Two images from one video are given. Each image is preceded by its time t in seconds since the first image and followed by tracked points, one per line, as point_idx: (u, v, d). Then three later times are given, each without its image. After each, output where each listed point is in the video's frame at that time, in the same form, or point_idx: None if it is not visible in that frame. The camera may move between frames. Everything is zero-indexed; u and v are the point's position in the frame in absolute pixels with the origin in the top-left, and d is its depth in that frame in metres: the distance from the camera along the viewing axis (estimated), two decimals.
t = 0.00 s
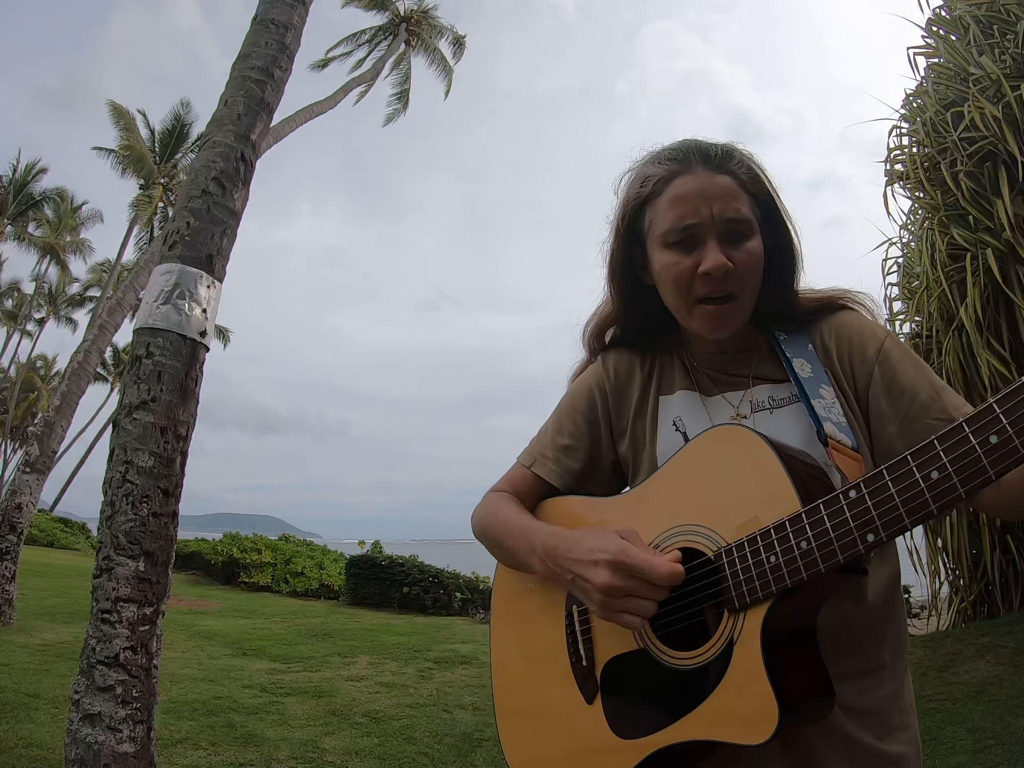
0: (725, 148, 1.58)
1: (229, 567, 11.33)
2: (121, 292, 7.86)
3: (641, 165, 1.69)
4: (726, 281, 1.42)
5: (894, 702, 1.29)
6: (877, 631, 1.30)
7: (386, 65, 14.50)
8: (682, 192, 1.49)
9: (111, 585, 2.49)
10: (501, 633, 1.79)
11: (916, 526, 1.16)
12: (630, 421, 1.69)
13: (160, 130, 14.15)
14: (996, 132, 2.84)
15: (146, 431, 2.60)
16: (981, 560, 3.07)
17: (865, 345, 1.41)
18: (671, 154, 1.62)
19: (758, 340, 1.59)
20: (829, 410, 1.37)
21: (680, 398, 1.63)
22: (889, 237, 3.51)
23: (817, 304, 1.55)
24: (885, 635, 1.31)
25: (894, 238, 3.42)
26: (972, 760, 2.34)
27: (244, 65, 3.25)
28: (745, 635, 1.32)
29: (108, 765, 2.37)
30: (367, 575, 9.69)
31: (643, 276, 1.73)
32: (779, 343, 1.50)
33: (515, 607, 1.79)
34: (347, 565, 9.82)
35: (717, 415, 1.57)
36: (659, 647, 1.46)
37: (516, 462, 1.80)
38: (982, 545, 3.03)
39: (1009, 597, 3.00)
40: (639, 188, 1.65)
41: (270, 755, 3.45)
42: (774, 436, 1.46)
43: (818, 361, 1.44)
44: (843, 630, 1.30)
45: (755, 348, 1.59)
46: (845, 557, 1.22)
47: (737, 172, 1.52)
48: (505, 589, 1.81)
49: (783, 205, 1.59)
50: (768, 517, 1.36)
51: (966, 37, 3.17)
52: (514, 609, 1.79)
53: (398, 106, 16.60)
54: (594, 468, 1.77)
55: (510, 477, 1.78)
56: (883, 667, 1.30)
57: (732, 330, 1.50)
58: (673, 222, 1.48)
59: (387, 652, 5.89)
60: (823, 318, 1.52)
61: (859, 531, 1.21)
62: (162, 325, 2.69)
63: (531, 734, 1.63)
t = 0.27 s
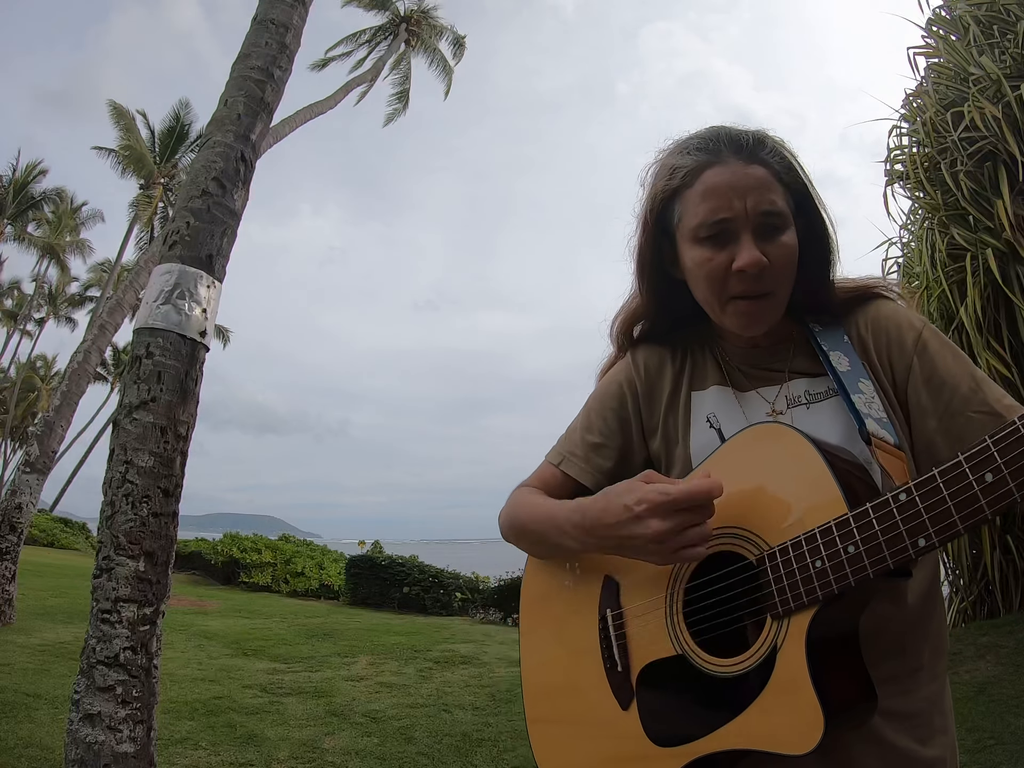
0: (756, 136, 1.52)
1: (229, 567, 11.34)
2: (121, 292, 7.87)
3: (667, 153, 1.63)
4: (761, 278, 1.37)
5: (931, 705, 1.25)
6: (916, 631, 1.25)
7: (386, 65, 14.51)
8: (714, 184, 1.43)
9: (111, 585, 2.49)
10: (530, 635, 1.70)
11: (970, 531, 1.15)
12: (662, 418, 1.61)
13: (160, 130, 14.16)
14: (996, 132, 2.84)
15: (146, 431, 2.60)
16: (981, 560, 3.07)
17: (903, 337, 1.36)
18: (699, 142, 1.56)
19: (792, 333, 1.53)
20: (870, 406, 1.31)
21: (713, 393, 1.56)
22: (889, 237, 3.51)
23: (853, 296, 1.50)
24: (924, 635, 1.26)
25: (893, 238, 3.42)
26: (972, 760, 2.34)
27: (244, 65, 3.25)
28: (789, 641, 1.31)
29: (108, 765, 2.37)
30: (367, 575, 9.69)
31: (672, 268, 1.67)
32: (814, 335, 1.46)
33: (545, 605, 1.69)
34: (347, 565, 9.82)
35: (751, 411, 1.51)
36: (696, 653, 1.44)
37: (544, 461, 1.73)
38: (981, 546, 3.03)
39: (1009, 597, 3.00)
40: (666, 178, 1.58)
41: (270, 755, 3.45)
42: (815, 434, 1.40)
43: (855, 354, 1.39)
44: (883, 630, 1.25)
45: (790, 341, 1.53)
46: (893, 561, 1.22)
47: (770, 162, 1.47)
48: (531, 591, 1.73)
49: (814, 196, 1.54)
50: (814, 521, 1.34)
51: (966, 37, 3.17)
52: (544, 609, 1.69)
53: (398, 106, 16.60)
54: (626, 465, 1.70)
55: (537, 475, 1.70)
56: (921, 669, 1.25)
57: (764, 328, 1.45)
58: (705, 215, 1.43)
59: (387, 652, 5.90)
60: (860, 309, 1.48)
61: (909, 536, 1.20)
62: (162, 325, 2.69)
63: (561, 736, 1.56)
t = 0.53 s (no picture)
0: (765, 129, 1.56)
1: (229, 567, 11.33)
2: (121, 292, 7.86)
3: (679, 154, 1.67)
4: (786, 263, 1.39)
5: (953, 706, 1.27)
6: (940, 632, 1.28)
7: (386, 66, 14.51)
8: (730, 175, 1.46)
9: (111, 586, 2.49)
10: (549, 636, 1.72)
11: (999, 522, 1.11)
12: (682, 415, 1.64)
13: (160, 130, 14.15)
14: (996, 132, 2.84)
15: (146, 431, 2.60)
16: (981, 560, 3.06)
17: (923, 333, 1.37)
18: (711, 140, 1.60)
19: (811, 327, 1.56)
20: (891, 402, 1.33)
21: (734, 391, 1.58)
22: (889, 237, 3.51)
23: (870, 289, 1.53)
24: (948, 637, 1.28)
25: (893, 238, 3.42)
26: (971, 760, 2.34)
27: (244, 65, 3.25)
28: (814, 640, 1.28)
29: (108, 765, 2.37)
30: (367, 575, 9.69)
31: (689, 268, 1.70)
32: (832, 331, 1.48)
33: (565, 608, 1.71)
34: (347, 565, 9.82)
35: (771, 409, 1.53)
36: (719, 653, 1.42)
37: (564, 461, 1.76)
38: (982, 546, 3.01)
39: (1008, 598, 2.98)
40: (680, 176, 1.61)
41: (271, 755, 3.45)
42: (838, 430, 1.41)
43: (875, 351, 1.41)
44: (907, 630, 1.28)
45: (808, 337, 1.56)
46: (922, 553, 1.18)
47: (781, 153, 1.51)
48: (552, 591, 1.75)
49: (824, 186, 1.59)
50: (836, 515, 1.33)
51: (966, 37, 3.17)
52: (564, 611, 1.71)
53: (397, 106, 16.59)
54: (647, 465, 1.72)
55: (558, 476, 1.74)
56: (944, 671, 1.28)
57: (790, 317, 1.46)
58: (724, 206, 1.45)
59: (387, 652, 5.89)
60: (876, 303, 1.50)
61: (936, 527, 1.17)
62: (162, 325, 2.69)
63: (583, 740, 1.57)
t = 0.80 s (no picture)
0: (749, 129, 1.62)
1: (229, 567, 11.33)
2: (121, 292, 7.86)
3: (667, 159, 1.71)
4: (791, 249, 1.40)
5: (956, 702, 1.28)
6: (943, 629, 1.29)
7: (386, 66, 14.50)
8: (724, 170, 1.49)
9: (111, 585, 2.49)
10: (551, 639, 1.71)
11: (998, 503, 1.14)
12: (684, 414, 1.65)
13: (160, 130, 14.15)
14: (996, 132, 2.84)
15: (146, 431, 2.60)
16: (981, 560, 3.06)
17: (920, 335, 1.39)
18: (698, 142, 1.64)
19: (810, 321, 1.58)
20: (891, 395, 1.33)
21: (733, 391, 1.60)
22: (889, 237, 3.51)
23: (865, 282, 1.56)
24: (951, 634, 1.30)
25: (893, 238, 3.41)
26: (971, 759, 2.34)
27: (244, 65, 3.25)
28: (820, 632, 1.27)
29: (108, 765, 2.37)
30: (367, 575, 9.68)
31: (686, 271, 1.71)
32: (832, 329, 1.48)
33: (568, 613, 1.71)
34: (347, 565, 9.81)
35: (772, 407, 1.54)
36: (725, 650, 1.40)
37: (566, 464, 1.76)
38: (982, 546, 3.02)
39: (1008, 597, 2.99)
40: (673, 179, 1.63)
41: (271, 755, 3.45)
42: (839, 424, 1.41)
43: (873, 348, 1.42)
44: (913, 627, 1.28)
45: (807, 334, 1.56)
46: (925, 537, 1.19)
47: (766, 149, 1.57)
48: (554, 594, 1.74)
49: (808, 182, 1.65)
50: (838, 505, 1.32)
51: (966, 37, 3.17)
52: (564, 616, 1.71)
53: (397, 106, 16.59)
54: (649, 466, 1.73)
55: (559, 478, 1.74)
56: (948, 667, 1.29)
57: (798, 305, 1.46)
58: (724, 200, 1.47)
59: (387, 652, 5.89)
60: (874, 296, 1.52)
61: (938, 511, 1.18)
62: (162, 325, 2.69)
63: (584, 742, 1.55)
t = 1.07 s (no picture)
0: (728, 137, 1.63)
1: (229, 567, 11.33)
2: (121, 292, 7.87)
3: (647, 167, 1.71)
4: (768, 254, 1.41)
5: (926, 698, 1.27)
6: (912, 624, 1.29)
7: (386, 66, 14.51)
8: (702, 179, 1.50)
9: (111, 585, 2.49)
10: (528, 634, 1.72)
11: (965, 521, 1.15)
12: (659, 417, 1.64)
13: (160, 130, 14.15)
14: (996, 132, 2.84)
15: (146, 430, 2.60)
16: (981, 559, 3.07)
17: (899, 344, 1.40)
18: (678, 151, 1.65)
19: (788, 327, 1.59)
20: (865, 403, 1.34)
21: (709, 394, 1.59)
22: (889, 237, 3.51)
23: (844, 288, 1.56)
24: (919, 628, 1.30)
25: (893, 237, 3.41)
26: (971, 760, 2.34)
27: (244, 65, 3.25)
28: (788, 636, 1.30)
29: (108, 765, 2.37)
30: (367, 575, 9.68)
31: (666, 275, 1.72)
32: (809, 335, 1.49)
33: (546, 607, 1.71)
34: (347, 565, 9.82)
35: (747, 410, 1.53)
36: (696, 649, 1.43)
37: (543, 462, 1.76)
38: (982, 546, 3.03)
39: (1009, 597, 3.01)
40: (652, 188, 1.64)
41: (270, 755, 3.45)
42: (813, 429, 1.41)
43: (850, 354, 1.43)
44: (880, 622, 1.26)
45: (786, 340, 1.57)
46: (892, 552, 1.21)
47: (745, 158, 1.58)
48: (530, 590, 1.74)
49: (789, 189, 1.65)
50: (808, 515, 1.35)
51: (966, 37, 3.17)
52: (543, 609, 1.71)
53: (397, 106, 16.59)
54: (624, 465, 1.73)
55: (536, 476, 1.74)
56: (918, 661, 1.28)
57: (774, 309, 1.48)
58: (702, 207, 1.49)
59: (386, 652, 5.89)
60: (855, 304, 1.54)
61: (905, 527, 1.20)
62: (162, 325, 2.69)
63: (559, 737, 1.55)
